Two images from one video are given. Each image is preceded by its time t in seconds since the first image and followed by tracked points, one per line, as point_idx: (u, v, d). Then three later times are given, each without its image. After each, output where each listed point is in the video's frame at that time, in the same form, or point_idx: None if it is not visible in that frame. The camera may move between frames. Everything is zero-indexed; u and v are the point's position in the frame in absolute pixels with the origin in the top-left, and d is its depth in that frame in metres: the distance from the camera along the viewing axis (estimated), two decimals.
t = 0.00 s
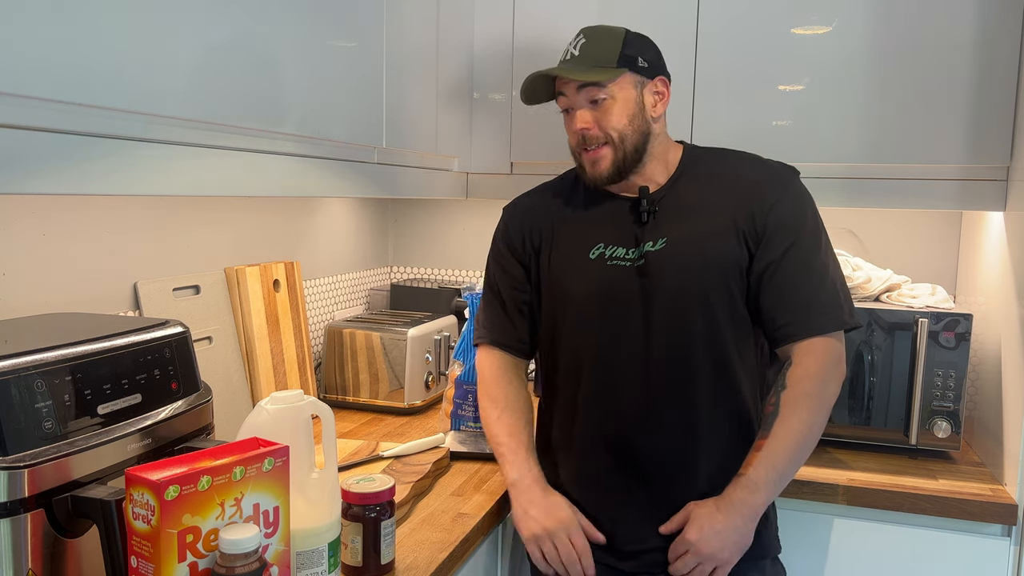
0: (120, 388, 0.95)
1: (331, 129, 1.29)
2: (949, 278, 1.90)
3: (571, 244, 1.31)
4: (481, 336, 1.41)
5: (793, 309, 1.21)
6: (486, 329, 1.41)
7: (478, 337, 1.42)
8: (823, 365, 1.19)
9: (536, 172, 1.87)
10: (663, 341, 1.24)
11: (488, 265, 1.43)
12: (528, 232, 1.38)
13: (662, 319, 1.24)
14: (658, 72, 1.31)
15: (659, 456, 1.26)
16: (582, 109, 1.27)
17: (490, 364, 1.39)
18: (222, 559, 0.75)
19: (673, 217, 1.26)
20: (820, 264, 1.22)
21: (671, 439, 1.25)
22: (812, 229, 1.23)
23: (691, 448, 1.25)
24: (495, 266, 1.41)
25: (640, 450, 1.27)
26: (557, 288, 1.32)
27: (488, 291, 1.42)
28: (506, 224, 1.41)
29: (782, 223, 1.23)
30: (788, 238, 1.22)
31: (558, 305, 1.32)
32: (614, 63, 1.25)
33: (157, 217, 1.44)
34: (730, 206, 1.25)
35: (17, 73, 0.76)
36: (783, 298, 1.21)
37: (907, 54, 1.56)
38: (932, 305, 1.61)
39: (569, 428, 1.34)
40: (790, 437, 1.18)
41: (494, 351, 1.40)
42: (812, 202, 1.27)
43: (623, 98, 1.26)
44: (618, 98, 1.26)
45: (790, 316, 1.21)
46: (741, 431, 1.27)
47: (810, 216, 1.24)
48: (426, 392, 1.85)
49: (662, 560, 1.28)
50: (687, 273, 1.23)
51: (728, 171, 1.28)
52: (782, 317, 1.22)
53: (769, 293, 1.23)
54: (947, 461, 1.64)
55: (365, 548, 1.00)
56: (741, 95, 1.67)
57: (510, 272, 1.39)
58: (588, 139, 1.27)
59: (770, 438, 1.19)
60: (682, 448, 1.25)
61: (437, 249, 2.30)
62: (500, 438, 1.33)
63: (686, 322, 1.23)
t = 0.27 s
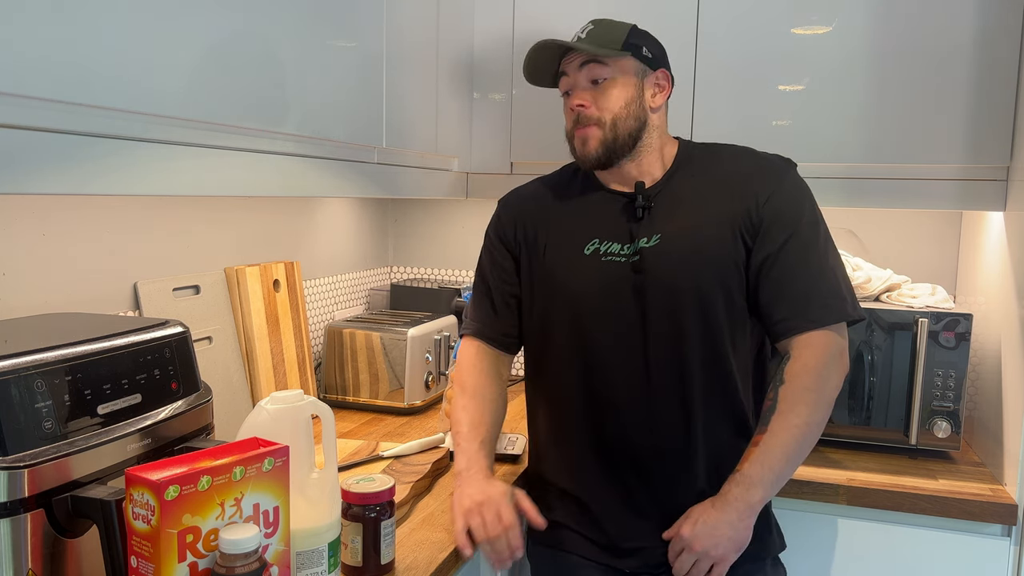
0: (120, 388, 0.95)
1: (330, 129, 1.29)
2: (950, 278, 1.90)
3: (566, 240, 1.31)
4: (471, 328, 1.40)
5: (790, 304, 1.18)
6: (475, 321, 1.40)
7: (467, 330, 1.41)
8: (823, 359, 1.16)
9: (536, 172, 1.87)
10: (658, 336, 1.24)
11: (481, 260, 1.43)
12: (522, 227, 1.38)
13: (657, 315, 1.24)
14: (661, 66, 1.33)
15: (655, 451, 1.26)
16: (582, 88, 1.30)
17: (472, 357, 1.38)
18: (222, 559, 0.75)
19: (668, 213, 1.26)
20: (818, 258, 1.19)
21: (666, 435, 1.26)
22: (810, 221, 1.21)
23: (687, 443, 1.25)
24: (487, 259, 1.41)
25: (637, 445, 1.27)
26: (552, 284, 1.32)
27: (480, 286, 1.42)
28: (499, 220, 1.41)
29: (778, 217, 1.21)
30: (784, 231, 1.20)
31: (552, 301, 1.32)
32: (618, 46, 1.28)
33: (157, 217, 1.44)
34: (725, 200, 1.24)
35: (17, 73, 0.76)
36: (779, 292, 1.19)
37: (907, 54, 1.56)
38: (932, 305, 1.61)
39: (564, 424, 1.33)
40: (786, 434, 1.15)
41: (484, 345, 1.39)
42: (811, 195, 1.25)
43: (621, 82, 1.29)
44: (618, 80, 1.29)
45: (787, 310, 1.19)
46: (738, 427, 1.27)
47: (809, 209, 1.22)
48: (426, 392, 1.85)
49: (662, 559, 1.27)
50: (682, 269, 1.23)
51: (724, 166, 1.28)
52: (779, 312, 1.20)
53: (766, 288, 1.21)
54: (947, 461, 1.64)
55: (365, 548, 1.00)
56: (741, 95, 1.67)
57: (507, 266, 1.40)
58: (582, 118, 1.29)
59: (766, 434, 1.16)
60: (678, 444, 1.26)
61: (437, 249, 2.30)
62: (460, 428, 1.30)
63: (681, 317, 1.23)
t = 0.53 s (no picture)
0: (120, 388, 0.95)
1: (331, 129, 1.29)
2: (949, 278, 1.90)
3: (562, 248, 1.33)
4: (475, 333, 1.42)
5: (780, 316, 1.18)
6: (479, 326, 1.43)
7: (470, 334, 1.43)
8: (806, 374, 1.16)
9: (536, 172, 1.87)
10: (649, 346, 1.25)
11: (484, 266, 1.45)
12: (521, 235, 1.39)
13: (648, 325, 1.25)
14: (636, 78, 1.31)
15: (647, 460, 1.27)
16: (554, 116, 1.30)
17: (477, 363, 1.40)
18: (222, 558, 0.75)
19: (660, 222, 1.26)
20: (808, 271, 1.18)
21: (658, 442, 1.26)
22: (802, 231, 1.20)
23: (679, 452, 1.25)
24: (489, 266, 1.43)
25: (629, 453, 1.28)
26: (547, 292, 1.33)
27: (483, 291, 1.44)
28: (500, 227, 1.43)
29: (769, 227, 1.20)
30: (774, 241, 1.20)
31: (547, 309, 1.33)
32: (585, 70, 1.27)
33: (157, 217, 1.44)
34: (717, 209, 1.24)
35: (16, 73, 0.76)
36: (769, 303, 1.19)
37: (907, 54, 1.56)
38: (932, 305, 1.61)
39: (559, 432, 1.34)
40: (768, 447, 1.15)
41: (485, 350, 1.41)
42: (806, 203, 1.24)
43: (593, 105, 1.28)
44: (588, 106, 1.27)
45: (776, 322, 1.18)
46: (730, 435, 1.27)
47: (802, 217, 1.21)
48: (426, 392, 1.85)
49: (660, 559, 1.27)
50: (672, 277, 1.23)
51: (718, 174, 1.27)
52: (769, 323, 1.19)
53: (757, 299, 1.20)
54: (947, 461, 1.64)
55: (365, 548, 1.00)
56: (741, 95, 1.67)
57: (505, 273, 1.41)
58: (559, 146, 1.31)
59: (748, 447, 1.17)
60: (669, 452, 1.26)
61: (437, 249, 2.30)
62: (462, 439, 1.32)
63: (672, 327, 1.24)
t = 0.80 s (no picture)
0: (120, 388, 0.95)
1: (331, 129, 1.29)
2: (949, 278, 1.90)
3: (560, 247, 1.33)
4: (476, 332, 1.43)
5: (777, 316, 1.16)
6: (479, 324, 1.44)
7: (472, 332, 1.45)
8: (807, 370, 1.13)
9: (536, 172, 1.87)
10: (646, 345, 1.25)
11: (484, 264, 1.46)
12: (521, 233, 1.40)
13: (646, 324, 1.25)
14: (633, 76, 1.31)
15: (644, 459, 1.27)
16: (552, 112, 1.33)
17: (475, 364, 1.39)
18: (222, 559, 0.75)
19: (658, 221, 1.26)
20: (807, 270, 1.16)
21: (654, 441, 1.26)
22: (801, 230, 1.18)
23: (676, 452, 1.26)
24: (490, 264, 1.44)
25: (626, 453, 1.28)
26: (545, 292, 1.33)
27: (484, 289, 1.44)
28: (501, 226, 1.44)
29: (766, 227, 1.20)
30: (771, 241, 1.19)
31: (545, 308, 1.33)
32: (580, 66, 1.28)
33: (157, 217, 1.44)
34: (714, 210, 1.23)
35: (16, 73, 0.76)
36: (766, 303, 1.18)
37: (907, 55, 1.56)
38: (932, 305, 1.61)
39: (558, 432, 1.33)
40: (764, 441, 1.13)
41: (485, 348, 1.41)
42: (804, 203, 1.23)
43: (588, 102, 1.29)
44: (583, 102, 1.29)
45: (775, 322, 1.17)
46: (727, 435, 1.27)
47: (800, 217, 1.20)
48: (426, 392, 1.85)
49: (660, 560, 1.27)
50: (669, 277, 1.23)
51: (717, 175, 1.27)
52: (767, 322, 1.18)
53: (756, 300, 1.19)
54: (947, 461, 1.64)
55: (365, 548, 1.00)
56: (742, 95, 1.67)
57: (505, 270, 1.42)
58: (555, 142, 1.33)
59: (747, 438, 1.14)
60: (667, 451, 1.26)
61: (437, 249, 2.30)
62: (462, 439, 1.32)
63: (669, 326, 1.24)
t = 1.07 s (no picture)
0: (120, 388, 0.95)
1: (331, 129, 1.29)
2: (949, 278, 1.90)
3: (562, 248, 1.33)
4: (478, 335, 1.43)
5: (782, 318, 1.18)
6: (481, 326, 1.44)
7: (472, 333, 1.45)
8: (808, 375, 1.16)
9: (536, 172, 1.87)
10: (649, 346, 1.25)
11: (485, 265, 1.46)
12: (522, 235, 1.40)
13: (649, 325, 1.25)
14: (627, 79, 1.31)
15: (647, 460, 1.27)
16: (549, 118, 1.33)
17: (475, 366, 1.40)
18: (222, 559, 0.75)
19: (660, 223, 1.26)
20: (809, 273, 1.18)
21: (655, 441, 1.26)
22: (804, 234, 1.20)
23: (678, 452, 1.26)
24: (491, 265, 1.44)
25: (629, 454, 1.28)
26: (547, 292, 1.33)
27: (484, 290, 1.45)
28: (501, 228, 1.44)
29: (769, 230, 1.20)
30: (774, 244, 1.20)
31: (547, 308, 1.33)
32: (574, 71, 1.29)
33: (157, 217, 1.44)
34: (716, 212, 1.24)
35: (16, 73, 0.76)
36: (770, 305, 1.19)
37: (907, 55, 1.56)
38: (932, 305, 1.61)
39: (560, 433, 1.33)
40: (767, 441, 1.16)
41: (487, 350, 1.42)
42: (806, 206, 1.24)
43: (583, 107, 1.29)
44: (579, 107, 1.29)
45: (779, 324, 1.18)
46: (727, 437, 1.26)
47: (802, 220, 1.21)
48: (426, 392, 1.85)
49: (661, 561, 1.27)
50: (672, 278, 1.23)
51: (719, 176, 1.27)
52: (772, 325, 1.19)
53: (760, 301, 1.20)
54: (947, 461, 1.64)
55: (365, 548, 1.00)
56: (742, 95, 1.67)
57: (507, 271, 1.42)
58: (553, 147, 1.34)
59: (747, 440, 1.17)
60: (669, 452, 1.26)
61: (437, 249, 2.30)
62: (463, 439, 1.32)
63: (672, 327, 1.24)
